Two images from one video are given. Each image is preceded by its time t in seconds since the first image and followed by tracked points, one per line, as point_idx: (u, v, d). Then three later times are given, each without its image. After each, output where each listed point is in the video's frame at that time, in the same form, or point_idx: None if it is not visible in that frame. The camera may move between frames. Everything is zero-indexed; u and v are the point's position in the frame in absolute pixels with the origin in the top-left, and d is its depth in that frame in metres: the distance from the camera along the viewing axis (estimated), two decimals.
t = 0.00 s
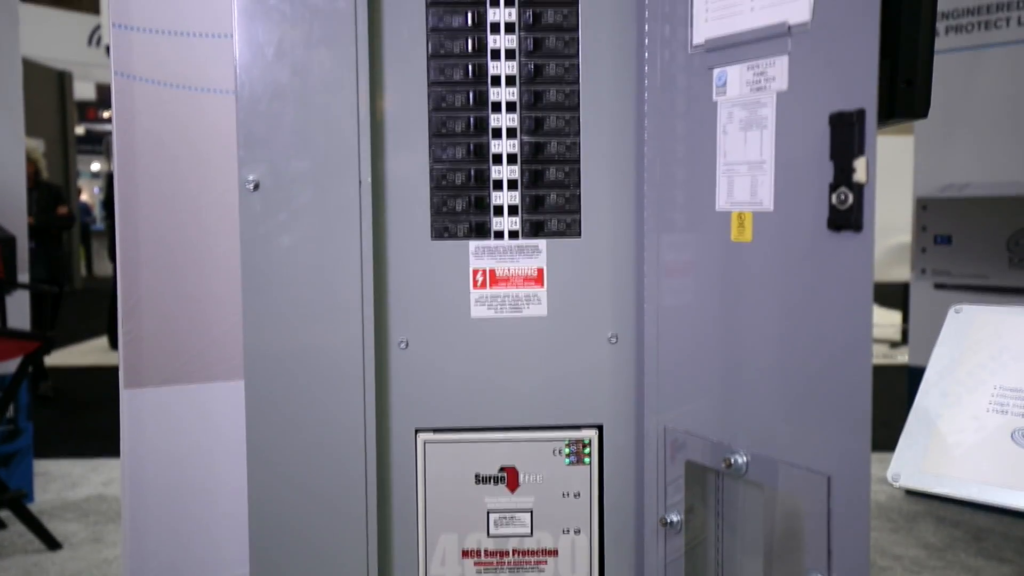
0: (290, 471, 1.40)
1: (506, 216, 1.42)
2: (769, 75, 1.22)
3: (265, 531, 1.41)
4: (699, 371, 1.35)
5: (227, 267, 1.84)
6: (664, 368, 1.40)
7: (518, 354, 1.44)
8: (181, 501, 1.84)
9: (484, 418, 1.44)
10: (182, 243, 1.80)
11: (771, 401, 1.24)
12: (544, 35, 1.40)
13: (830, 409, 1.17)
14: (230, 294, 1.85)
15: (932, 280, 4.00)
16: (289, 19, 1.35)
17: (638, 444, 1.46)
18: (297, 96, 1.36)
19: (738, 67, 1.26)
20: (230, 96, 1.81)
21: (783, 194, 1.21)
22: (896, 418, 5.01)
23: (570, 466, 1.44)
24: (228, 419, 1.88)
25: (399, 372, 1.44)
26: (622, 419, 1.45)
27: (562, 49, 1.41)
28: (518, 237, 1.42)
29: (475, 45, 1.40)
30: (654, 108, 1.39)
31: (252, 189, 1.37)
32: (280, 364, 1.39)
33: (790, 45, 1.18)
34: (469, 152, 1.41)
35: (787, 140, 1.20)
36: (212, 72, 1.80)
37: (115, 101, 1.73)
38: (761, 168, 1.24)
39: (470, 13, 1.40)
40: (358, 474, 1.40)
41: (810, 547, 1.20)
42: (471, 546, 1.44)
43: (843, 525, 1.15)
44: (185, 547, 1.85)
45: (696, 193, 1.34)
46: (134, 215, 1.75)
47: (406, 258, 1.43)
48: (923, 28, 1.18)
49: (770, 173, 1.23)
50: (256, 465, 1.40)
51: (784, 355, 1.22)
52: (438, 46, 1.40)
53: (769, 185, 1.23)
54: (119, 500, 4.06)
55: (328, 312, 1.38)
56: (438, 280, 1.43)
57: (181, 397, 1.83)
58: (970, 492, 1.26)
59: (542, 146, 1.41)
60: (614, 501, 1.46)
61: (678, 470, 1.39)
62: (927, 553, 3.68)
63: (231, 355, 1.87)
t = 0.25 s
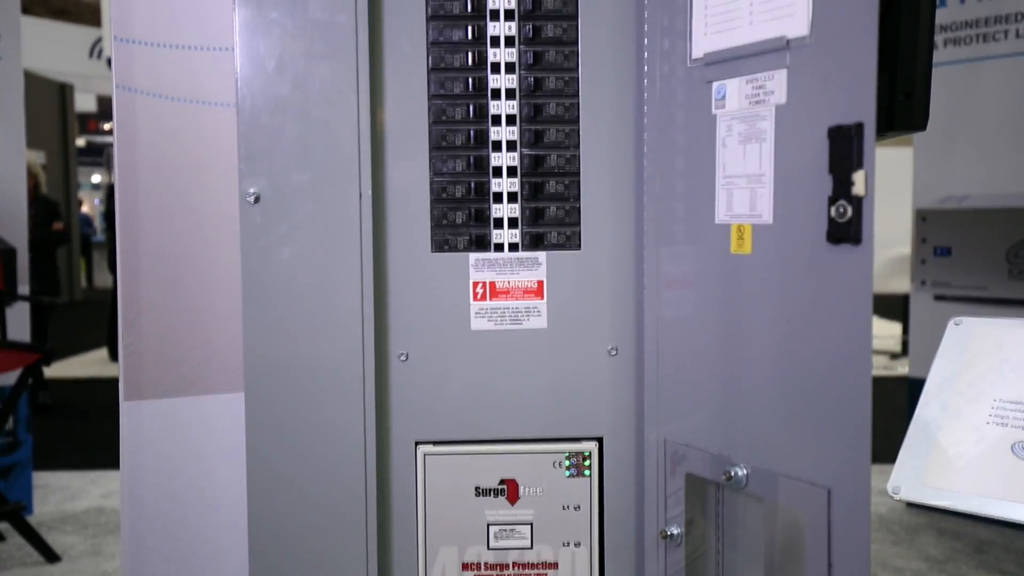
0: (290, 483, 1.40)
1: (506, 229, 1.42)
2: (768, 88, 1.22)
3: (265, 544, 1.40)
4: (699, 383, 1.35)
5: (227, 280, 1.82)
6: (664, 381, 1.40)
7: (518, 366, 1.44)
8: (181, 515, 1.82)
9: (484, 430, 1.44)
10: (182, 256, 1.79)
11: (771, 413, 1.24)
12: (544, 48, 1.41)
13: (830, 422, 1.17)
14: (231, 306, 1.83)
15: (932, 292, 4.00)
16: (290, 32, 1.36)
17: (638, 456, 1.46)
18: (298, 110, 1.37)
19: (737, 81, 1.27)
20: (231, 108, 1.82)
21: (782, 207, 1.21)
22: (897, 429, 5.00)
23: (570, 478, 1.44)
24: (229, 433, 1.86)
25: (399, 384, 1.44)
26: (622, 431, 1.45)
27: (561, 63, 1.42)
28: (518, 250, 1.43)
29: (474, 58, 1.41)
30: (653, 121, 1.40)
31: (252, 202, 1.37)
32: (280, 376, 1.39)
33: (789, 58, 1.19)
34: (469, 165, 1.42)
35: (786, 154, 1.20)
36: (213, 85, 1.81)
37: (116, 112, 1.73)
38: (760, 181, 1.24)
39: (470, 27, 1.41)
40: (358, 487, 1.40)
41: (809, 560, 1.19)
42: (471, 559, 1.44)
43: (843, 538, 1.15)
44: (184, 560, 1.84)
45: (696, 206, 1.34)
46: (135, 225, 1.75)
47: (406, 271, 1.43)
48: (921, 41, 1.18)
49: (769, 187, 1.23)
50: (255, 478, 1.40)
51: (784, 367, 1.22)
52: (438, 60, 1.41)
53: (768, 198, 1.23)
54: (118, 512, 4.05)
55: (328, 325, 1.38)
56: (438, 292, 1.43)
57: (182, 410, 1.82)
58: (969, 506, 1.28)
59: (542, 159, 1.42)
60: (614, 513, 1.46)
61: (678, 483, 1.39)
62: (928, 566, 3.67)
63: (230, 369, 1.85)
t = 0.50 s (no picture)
0: (290, 497, 1.40)
1: (506, 242, 1.43)
2: (767, 102, 1.23)
3: (264, 557, 1.40)
4: (699, 397, 1.35)
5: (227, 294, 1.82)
6: (664, 393, 1.40)
7: (518, 379, 1.44)
8: (182, 529, 1.82)
9: (484, 443, 1.44)
10: (183, 269, 1.80)
11: (771, 426, 1.24)
12: (544, 62, 1.42)
13: (830, 436, 1.17)
14: (231, 320, 1.83)
15: (932, 304, 4.00)
16: (291, 47, 1.37)
17: (638, 468, 1.46)
18: (299, 124, 1.37)
19: (735, 95, 1.27)
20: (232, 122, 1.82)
21: (782, 220, 1.22)
22: (897, 441, 4.99)
23: (570, 492, 1.44)
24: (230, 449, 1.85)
25: (399, 397, 1.44)
26: (622, 444, 1.45)
27: (561, 77, 1.43)
28: (518, 263, 1.43)
29: (474, 72, 1.42)
30: (653, 134, 1.40)
31: (253, 216, 1.38)
32: (281, 390, 1.39)
33: (787, 73, 1.20)
34: (469, 179, 1.42)
35: (785, 168, 1.21)
36: (215, 100, 1.82)
37: (119, 126, 1.73)
38: (759, 195, 1.25)
39: (470, 41, 1.42)
40: (358, 500, 1.40)
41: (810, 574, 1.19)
42: (471, 573, 1.44)
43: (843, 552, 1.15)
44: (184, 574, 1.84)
45: (696, 219, 1.34)
46: (136, 240, 1.76)
47: (406, 284, 1.43)
48: (919, 55, 1.19)
49: (768, 200, 1.24)
50: (256, 492, 1.40)
51: (784, 381, 1.22)
52: (438, 74, 1.42)
53: (767, 212, 1.24)
54: (117, 525, 4.03)
55: (328, 339, 1.39)
56: (438, 305, 1.43)
57: (182, 424, 1.82)
58: (969, 518, 1.28)
59: (542, 172, 1.42)
60: (614, 527, 1.45)
61: (678, 496, 1.39)
62: None
63: (229, 382, 1.85)
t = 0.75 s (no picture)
0: (289, 510, 1.40)
1: (506, 256, 1.43)
2: (765, 117, 1.24)
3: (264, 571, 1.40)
4: (699, 410, 1.35)
5: (227, 307, 1.82)
6: (663, 406, 1.40)
7: (518, 392, 1.44)
8: (180, 544, 1.81)
9: (484, 457, 1.44)
10: (183, 282, 1.80)
11: (771, 440, 1.24)
12: (543, 77, 1.43)
13: (829, 450, 1.17)
14: (231, 334, 1.83)
15: (932, 317, 4.01)
16: (292, 62, 1.38)
17: (638, 482, 1.46)
18: (300, 138, 1.38)
19: (734, 109, 1.28)
20: (232, 136, 1.83)
21: (781, 234, 1.22)
22: (898, 454, 4.98)
23: (570, 505, 1.44)
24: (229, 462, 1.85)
25: (399, 411, 1.44)
26: (622, 457, 1.45)
27: (561, 91, 1.43)
28: (518, 276, 1.43)
29: (474, 87, 1.42)
30: (653, 148, 1.41)
31: (254, 230, 1.38)
32: (281, 404, 1.39)
33: (785, 88, 1.20)
34: (469, 193, 1.43)
35: (784, 182, 1.21)
36: (215, 114, 1.83)
37: (119, 139, 1.74)
38: (758, 209, 1.25)
39: (469, 56, 1.42)
40: (357, 514, 1.40)
41: None
42: None
43: (843, 566, 1.15)
44: None
45: (695, 233, 1.35)
46: (137, 254, 1.76)
47: (406, 297, 1.43)
48: (917, 71, 1.20)
49: (767, 215, 1.24)
50: (255, 505, 1.39)
51: (784, 394, 1.23)
52: (438, 89, 1.43)
53: (766, 226, 1.24)
54: (115, 539, 4.02)
55: (328, 352, 1.39)
56: (438, 319, 1.43)
57: (181, 437, 1.82)
58: (969, 534, 1.29)
59: (542, 187, 1.43)
60: (614, 540, 1.45)
61: (678, 510, 1.39)
62: None
63: (229, 396, 1.85)
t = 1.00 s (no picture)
0: (288, 524, 1.39)
1: (506, 268, 1.43)
2: (764, 130, 1.24)
3: None
4: (699, 422, 1.35)
5: (227, 317, 1.81)
6: (663, 418, 1.40)
7: (517, 405, 1.44)
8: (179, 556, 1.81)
9: (484, 469, 1.44)
10: (183, 294, 1.80)
11: (770, 452, 1.25)
12: (543, 90, 1.43)
13: (829, 462, 1.17)
14: (231, 345, 1.82)
15: (932, 328, 4.01)
16: (293, 75, 1.38)
17: (638, 494, 1.45)
18: (301, 150, 1.38)
19: (733, 122, 1.29)
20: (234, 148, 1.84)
21: (780, 247, 1.23)
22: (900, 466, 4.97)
23: (570, 518, 1.43)
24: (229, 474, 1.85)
25: (398, 424, 1.44)
26: (622, 469, 1.45)
27: (561, 104, 1.44)
28: (518, 289, 1.44)
29: (475, 100, 1.43)
30: (652, 161, 1.41)
31: (254, 242, 1.38)
32: (281, 416, 1.39)
33: (784, 101, 1.21)
34: (469, 206, 1.43)
35: (783, 195, 1.22)
36: (216, 126, 1.83)
37: (119, 151, 1.75)
38: (757, 222, 1.26)
39: (470, 69, 1.43)
40: (357, 527, 1.39)
41: None
42: None
43: None
44: None
45: (695, 246, 1.35)
46: (138, 265, 1.77)
47: (406, 310, 1.44)
48: (915, 83, 1.20)
49: (767, 227, 1.24)
50: (255, 518, 1.39)
51: (784, 407, 1.23)
52: (438, 101, 1.43)
53: (766, 239, 1.25)
54: (113, 552, 4.00)
55: (328, 365, 1.39)
56: (438, 331, 1.44)
57: (181, 448, 1.82)
58: (969, 547, 1.29)
59: (542, 199, 1.43)
60: (614, 553, 1.45)
61: (678, 522, 1.38)
62: None
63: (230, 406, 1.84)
